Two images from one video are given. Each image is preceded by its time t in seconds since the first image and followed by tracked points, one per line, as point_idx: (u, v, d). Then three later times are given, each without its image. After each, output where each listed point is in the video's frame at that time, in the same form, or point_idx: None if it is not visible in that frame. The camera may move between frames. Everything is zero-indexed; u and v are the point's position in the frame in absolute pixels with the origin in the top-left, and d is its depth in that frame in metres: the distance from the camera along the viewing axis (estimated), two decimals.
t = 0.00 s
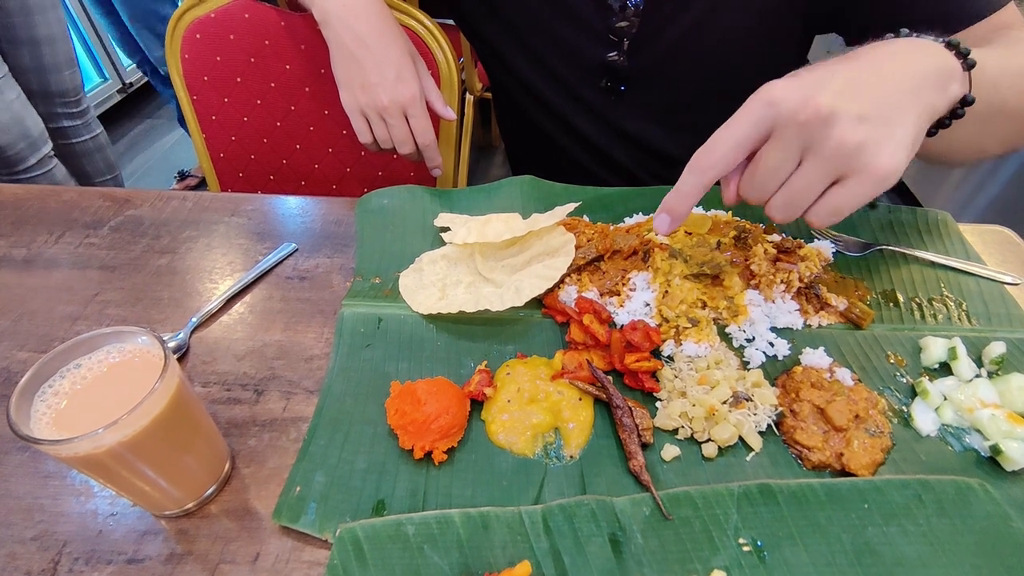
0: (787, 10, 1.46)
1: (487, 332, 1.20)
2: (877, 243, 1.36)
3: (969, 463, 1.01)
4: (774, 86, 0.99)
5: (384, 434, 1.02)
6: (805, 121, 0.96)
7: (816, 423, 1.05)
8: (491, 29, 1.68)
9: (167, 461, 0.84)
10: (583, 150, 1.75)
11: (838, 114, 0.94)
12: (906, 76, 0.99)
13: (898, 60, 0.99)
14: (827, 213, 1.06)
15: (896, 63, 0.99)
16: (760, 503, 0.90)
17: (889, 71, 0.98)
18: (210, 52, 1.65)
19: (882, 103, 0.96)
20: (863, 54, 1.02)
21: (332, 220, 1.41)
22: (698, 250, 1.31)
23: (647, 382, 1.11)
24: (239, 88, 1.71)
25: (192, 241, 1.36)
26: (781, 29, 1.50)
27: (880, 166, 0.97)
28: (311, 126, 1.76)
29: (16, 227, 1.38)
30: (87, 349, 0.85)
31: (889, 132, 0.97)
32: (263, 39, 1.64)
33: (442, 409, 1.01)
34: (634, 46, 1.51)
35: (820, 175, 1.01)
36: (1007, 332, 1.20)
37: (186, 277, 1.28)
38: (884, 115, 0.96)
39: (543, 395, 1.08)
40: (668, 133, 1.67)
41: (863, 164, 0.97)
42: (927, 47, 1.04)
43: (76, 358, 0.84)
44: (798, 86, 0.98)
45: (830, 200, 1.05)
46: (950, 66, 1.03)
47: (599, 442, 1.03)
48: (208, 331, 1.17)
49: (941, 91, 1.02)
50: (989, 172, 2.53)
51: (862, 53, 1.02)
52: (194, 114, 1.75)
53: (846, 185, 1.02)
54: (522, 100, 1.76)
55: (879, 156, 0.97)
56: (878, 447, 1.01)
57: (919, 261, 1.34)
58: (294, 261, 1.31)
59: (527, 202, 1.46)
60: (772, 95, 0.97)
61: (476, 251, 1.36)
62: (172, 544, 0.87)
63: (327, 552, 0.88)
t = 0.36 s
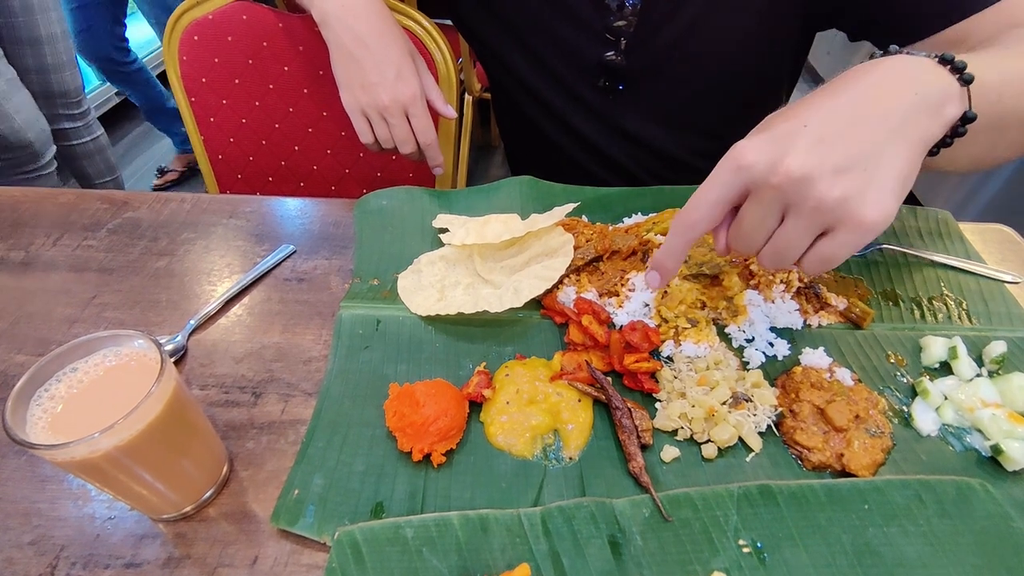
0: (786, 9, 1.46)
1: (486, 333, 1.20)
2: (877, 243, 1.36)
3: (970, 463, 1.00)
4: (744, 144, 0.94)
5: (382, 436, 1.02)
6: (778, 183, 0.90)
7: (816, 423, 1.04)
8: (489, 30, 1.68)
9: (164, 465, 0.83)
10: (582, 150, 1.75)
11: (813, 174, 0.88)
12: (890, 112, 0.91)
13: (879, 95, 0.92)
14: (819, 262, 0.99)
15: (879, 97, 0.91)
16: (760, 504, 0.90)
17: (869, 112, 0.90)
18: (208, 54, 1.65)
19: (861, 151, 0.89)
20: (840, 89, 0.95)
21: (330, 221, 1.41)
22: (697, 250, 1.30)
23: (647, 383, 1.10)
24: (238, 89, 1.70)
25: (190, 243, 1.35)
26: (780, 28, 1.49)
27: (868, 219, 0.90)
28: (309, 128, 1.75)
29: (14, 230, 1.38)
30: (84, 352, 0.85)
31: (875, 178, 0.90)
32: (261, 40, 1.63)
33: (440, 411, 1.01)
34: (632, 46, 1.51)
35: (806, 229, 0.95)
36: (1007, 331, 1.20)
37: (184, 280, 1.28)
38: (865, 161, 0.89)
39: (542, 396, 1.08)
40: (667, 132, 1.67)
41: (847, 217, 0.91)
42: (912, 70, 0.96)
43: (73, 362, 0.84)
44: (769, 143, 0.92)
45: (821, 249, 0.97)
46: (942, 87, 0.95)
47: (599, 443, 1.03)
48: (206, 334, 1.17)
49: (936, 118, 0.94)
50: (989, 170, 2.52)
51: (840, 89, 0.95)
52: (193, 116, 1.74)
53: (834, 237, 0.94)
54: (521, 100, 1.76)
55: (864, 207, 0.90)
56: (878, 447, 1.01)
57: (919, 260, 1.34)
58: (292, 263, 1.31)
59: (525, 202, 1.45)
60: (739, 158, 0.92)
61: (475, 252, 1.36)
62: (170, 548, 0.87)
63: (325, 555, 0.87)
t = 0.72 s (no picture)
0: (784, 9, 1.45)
1: (485, 334, 1.20)
2: (876, 242, 1.36)
3: (969, 462, 1.00)
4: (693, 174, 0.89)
5: (382, 438, 1.02)
6: (725, 216, 0.87)
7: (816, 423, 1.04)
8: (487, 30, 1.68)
9: (164, 468, 0.84)
10: (581, 150, 1.75)
11: (759, 206, 0.85)
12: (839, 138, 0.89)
13: (829, 121, 0.90)
14: (773, 296, 0.95)
15: (824, 123, 0.89)
16: (759, 504, 0.90)
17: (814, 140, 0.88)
18: (206, 56, 1.65)
19: (809, 182, 0.86)
20: (784, 117, 0.92)
21: (328, 223, 1.41)
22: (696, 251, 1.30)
23: (646, 383, 1.10)
24: (236, 91, 1.70)
25: (189, 245, 1.35)
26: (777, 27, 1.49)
27: (822, 250, 0.86)
28: (308, 129, 1.76)
29: (13, 233, 1.38)
30: (83, 355, 0.85)
31: (824, 209, 0.87)
32: (259, 42, 1.63)
33: (439, 412, 1.01)
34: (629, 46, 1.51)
35: (757, 263, 0.91)
36: (1006, 330, 1.20)
37: (183, 282, 1.28)
38: (813, 193, 0.86)
39: (541, 397, 1.08)
40: (665, 132, 1.67)
41: (797, 250, 0.87)
42: (858, 97, 0.94)
43: (71, 365, 0.84)
44: (714, 173, 0.88)
45: (778, 284, 0.93)
46: (889, 109, 0.95)
47: (598, 444, 1.03)
48: (205, 336, 1.17)
49: (887, 140, 0.93)
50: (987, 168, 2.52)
51: (789, 116, 0.92)
52: (191, 118, 1.74)
53: (790, 272, 0.90)
54: (519, 100, 1.76)
55: (814, 239, 0.86)
56: (877, 446, 1.01)
57: (918, 259, 1.34)
58: (290, 265, 1.31)
59: (524, 203, 1.45)
60: (686, 188, 0.88)
61: (474, 253, 1.36)
62: (170, 551, 0.87)
63: (325, 557, 0.87)
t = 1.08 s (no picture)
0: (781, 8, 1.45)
1: (484, 335, 1.20)
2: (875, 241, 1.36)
3: (969, 461, 1.00)
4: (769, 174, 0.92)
5: (381, 439, 1.02)
6: (807, 218, 0.90)
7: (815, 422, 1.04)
8: (485, 31, 1.68)
9: (163, 469, 0.83)
10: (580, 150, 1.75)
11: (841, 208, 0.89)
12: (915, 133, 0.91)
13: (905, 117, 0.91)
14: (846, 290, 1.00)
15: (901, 119, 0.91)
16: (759, 503, 0.90)
17: (891, 138, 0.90)
18: (204, 58, 1.65)
19: (890, 182, 0.89)
20: (852, 111, 0.94)
21: (327, 224, 1.41)
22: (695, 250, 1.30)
23: (645, 383, 1.10)
24: (234, 92, 1.70)
25: (189, 246, 1.35)
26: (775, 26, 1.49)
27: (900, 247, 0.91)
28: (306, 130, 1.76)
29: (11, 235, 1.38)
30: (82, 357, 0.85)
31: (902, 208, 0.90)
32: (257, 44, 1.63)
33: (439, 413, 1.01)
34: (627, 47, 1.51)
35: (834, 260, 0.95)
36: (1006, 329, 1.20)
37: (183, 283, 1.28)
38: (892, 191, 0.90)
39: (541, 397, 1.08)
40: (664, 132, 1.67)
41: (876, 248, 0.92)
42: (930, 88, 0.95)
43: (69, 367, 0.84)
44: (794, 174, 0.91)
45: (852, 279, 0.98)
46: (959, 101, 0.95)
47: (598, 444, 1.03)
48: (205, 337, 1.17)
49: (956, 133, 0.95)
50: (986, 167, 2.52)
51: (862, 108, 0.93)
52: (189, 120, 1.74)
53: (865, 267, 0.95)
54: (518, 100, 1.76)
55: (894, 238, 0.91)
56: (877, 445, 1.01)
57: (917, 258, 1.34)
58: (290, 266, 1.31)
59: (523, 203, 1.45)
60: (766, 190, 0.91)
61: (473, 253, 1.36)
62: (170, 553, 0.87)
63: (324, 559, 0.87)
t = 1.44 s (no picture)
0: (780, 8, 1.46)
1: (484, 335, 1.20)
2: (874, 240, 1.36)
3: (969, 460, 1.00)
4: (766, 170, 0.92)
5: (380, 439, 1.02)
6: (804, 213, 0.91)
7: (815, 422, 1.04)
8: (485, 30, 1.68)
9: (162, 470, 0.83)
10: (579, 150, 1.75)
11: (837, 203, 0.89)
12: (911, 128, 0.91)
13: (902, 111, 0.91)
14: (843, 281, 1.01)
15: (898, 114, 0.91)
16: (759, 503, 0.90)
17: (886, 132, 0.90)
18: (203, 58, 1.65)
19: (885, 176, 0.89)
20: (849, 104, 0.94)
21: (327, 224, 1.41)
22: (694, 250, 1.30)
23: (645, 383, 1.10)
24: (233, 93, 1.70)
25: (188, 247, 1.35)
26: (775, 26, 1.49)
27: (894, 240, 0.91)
28: (306, 131, 1.76)
29: (11, 236, 1.38)
30: (81, 358, 0.85)
31: (897, 201, 0.91)
32: (256, 45, 1.63)
33: (438, 413, 1.01)
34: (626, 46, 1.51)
35: (830, 253, 0.96)
36: (1005, 328, 1.20)
37: (182, 284, 1.28)
38: (888, 186, 0.90)
39: (540, 397, 1.08)
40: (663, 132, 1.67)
41: (872, 241, 0.92)
42: (928, 82, 0.95)
43: (68, 368, 0.84)
44: (792, 170, 0.91)
45: (847, 271, 0.98)
46: (958, 95, 0.95)
47: (598, 444, 1.03)
48: (205, 338, 1.17)
49: (953, 126, 0.95)
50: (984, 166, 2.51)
51: (861, 103, 0.93)
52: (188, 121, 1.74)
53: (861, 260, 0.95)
54: (517, 100, 1.76)
55: (890, 231, 0.91)
56: (877, 445, 1.01)
57: (917, 257, 1.34)
58: (289, 266, 1.31)
59: (522, 203, 1.45)
60: (763, 187, 0.91)
61: (472, 253, 1.36)
62: (169, 554, 0.87)
63: (324, 559, 0.87)
